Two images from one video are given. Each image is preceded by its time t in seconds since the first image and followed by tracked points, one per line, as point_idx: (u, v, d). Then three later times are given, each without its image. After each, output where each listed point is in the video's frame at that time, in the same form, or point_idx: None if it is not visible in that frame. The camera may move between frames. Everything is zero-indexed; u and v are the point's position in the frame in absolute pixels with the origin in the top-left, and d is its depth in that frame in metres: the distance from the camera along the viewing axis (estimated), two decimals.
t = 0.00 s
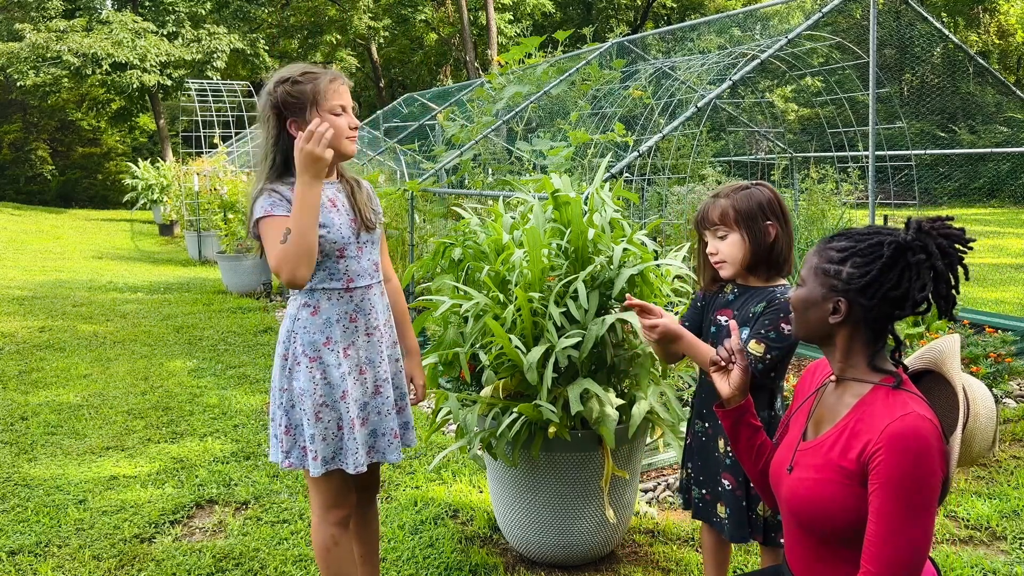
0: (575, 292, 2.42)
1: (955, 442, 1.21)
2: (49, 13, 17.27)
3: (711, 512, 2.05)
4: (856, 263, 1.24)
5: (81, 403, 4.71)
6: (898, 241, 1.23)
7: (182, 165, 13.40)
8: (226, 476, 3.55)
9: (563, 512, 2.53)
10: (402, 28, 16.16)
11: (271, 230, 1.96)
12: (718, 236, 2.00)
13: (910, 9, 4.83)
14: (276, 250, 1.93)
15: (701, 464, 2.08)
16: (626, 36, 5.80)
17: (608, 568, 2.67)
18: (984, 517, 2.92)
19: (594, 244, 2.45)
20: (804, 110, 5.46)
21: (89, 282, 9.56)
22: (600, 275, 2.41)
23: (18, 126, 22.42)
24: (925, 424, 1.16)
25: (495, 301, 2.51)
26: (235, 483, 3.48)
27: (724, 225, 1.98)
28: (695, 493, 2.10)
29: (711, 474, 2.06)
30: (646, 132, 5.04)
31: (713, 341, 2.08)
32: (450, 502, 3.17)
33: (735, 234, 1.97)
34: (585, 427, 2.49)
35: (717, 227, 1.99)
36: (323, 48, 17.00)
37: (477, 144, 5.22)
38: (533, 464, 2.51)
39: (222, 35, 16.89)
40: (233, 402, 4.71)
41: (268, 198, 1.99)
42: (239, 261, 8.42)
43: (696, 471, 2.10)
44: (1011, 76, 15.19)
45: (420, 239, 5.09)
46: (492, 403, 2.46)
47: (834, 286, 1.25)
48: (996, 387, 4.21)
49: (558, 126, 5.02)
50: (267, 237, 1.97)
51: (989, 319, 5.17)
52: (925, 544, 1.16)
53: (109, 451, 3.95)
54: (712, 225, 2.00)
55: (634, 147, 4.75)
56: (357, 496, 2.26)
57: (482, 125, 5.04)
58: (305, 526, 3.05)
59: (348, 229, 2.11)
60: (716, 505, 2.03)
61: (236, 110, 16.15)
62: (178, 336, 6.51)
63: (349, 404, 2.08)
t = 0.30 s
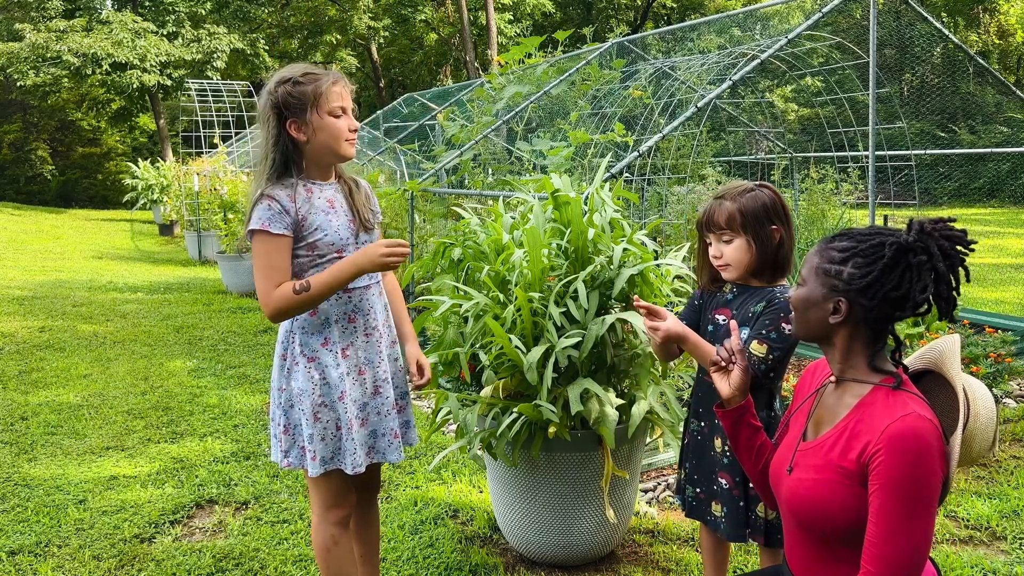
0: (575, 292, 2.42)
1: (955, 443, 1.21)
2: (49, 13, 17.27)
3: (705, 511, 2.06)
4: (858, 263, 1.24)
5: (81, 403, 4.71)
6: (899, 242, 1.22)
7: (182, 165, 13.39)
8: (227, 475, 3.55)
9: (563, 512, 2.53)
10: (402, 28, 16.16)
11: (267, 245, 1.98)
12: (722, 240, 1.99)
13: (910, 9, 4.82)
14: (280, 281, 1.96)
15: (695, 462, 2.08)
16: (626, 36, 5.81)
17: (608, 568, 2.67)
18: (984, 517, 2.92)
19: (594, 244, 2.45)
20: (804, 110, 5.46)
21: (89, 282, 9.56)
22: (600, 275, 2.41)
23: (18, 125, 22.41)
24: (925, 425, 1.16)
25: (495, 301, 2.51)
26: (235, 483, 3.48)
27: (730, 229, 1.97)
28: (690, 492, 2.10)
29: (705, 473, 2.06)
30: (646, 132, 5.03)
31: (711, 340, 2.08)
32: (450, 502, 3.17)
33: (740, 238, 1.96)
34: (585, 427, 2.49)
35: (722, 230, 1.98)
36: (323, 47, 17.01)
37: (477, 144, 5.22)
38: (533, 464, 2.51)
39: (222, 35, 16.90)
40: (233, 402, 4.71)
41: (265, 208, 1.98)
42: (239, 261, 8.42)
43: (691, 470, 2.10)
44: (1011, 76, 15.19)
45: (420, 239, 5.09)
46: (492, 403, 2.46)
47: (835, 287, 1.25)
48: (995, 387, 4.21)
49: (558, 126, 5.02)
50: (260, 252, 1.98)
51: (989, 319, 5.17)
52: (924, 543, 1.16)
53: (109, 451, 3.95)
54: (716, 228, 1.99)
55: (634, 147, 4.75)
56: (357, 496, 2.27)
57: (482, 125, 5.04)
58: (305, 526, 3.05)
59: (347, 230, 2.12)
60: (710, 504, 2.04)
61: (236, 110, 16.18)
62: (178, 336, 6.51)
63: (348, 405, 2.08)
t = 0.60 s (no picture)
0: (575, 292, 2.42)
1: (955, 443, 1.21)
2: (49, 13, 17.27)
3: (703, 511, 2.06)
4: (860, 263, 1.24)
5: (81, 403, 4.71)
6: (902, 242, 1.23)
7: (182, 165, 13.39)
8: (226, 476, 3.55)
9: (564, 512, 2.53)
10: (402, 28, 16.16)
11: (265, 246, 1.98)
12: (725, 240, 1.99)
13: (910, 9, 4.82)
14: (279, 286, 1.98)
15: (694, 463, 2.09)
16: (626, 36, 5.81)
17: (608, 568, 2.67)
18: (984, 517, 2.92)
19: (594, 244, 2.45)
20: (804, 110, 5.46)
21: (89, 282, 9.56)
22: (600, 275, 2.41)
23: (18, 126, 22.40)
24: (926, 425, 1.16)
25: (495, 301, 2.51)
26: (235, 483, 3.48)
27: (733, 229, 1.96)
28: (688, 493, 2.10)
29: (704, 475, 2.06)
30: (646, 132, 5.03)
31: (710, 341, 2.08)
32: (450, 502, 3.17)
33: (743, 238, 1.96)
34: (585, 426, 2.49)
35: (726, 230, 1.98)
36: (323, 48, 17.02)
37: (477, 144, 5.22)
38: (533, 464, 2.51)
39: (222, 35, 16.90)
40: (233, 402, 4.71)
41: (265, 208, 1.98)
42: (239, 261, 8.42)
43: (690, 471, 2.10)
44: (1011, 76, 15.19)
45: (420, 239, 5.09)
46: (492, 403, 2.46)
47: (837, 286, 1.25)
48: (996, 387, 4.21)
49: (558, 126, 5.02)
50: (259, 252, 1.99)
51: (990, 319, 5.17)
52: (925, 543, 1.16)
53: (109, 451, 3.95)
54: (719, 228, 1.98)
55: (634, 147, 4.75)
56: (358, 496, 2.27)
57: (482, 125, 5.04)
58: (305, 526, 3.05)
59: (348, 230, 2.12)
60: (709, 505, 2.04)
61: (236, 110, 16.20)
62: (178, 336, 6.51)
63: (350, 405, 2.07)
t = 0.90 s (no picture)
0: (576, 292, 2.42)
1: (956, 443, 1.21)
2: (49, 14, 17.27)
3: (708, 514, 2.05)
4: (863, 263, 1.24)
5: (81, 403, 4.71)
6: (905, 243, 1.22)
7: (182, 165, 13.39)
8: (226, 476, 3.55)
9: (564, 512, 2.53)
10: (402, 28, 16.16)
11: (263, 246, 1.98)
12: (727, 240, 1.98)
13: (910, 9, 4.82)
14: (277, 286, 1.99)
15: (696, 465, 2.08)
16: (626, 36, 5.81)
17: (608, 568, 2.67)
18: (984, 517, 2.92)
19: (594, 244, 2.45)
20: (804, 110, 5.46)
21: (89, 282, 9.56)
22: (600, 275, 2.41)
23: (18, 126, 22.39)
24: (927, 425, 1.16)
25: (495, 301, 2.51)
26: (235, 483, 3.48)
27: (736, 229, 1.96)
28: (693, 496, 2.09)
29: (707, 476, 2.05)
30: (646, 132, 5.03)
31: (709, 342, 2.08)
32: (450, 502, 3.17)
33: (745, 238, 1.97)
34: (585, 426, 2.50)
35: (728, 230, 1.97)
36: (323, 48, 17.02)
37: (477, 144, 5.21)
38: (533, 464, 2.51)
39: (222, 35, 16.91)
40: (233, 402, 4.71)
41: (264, 209, 1.98)
42: (240, 261, 8.42)
43: (692, 473, 2.09)
44: (1011, 76, 15.18)
45: (420, 239, 5.09)
46: (492, 403, 2.46)
47: (839, 286, 1.25)
48: (996, 388, 4.21)
49: (558, 126, 5.02)
50: (257, 253, 1.99)
51: (989, 319, 5.17)
52: (925, 543, 1.16)
53: (109, 451, 3.95)
54: (721, 229, 1.98)
55: (634, 147, 4.75)
56: (358, 496, 2.27)
57: (482, 125, 5.04)
58: (305, 526, 3.05)
59: (348, 230, 2.12)
60: (714, 507, 2.03)
61: (236, 110, 16.19)
62: (178, 336, 6.51)
63: (350, 405, 2.07)
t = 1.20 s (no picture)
0: (576, 292, 2.42)
1: (956, 444, 1.21)
2: (49, 14, 17.27)
3: (712, 515, 2.05)
4: (864, 263, 1.25)
5: (81, 403, 4.71)
6: (907, 244, 1.22)
7: (182, 165, 13.39)
8: (226, 475, 3.55)
9: (563, 512, 2.53)
10: (402, 27, 16.15)
11: (261, 246, 1.98)
12: (726, 240, 1.99)
13: (910, 9, 4.82)
14: (275, 287, 1.99)
15: (699, 467, 2.08)
16: (626, 36, 5.81)
17: (608, 568, 2.67)
18: (984, 517, 2.92)
19: (594, 244, 2.45)
20: (804, 110, 5.46)
21: (89, 282, 9.56)
22: (600, 275, 2.41)
23: (18, 126, 22.39)
24: (927, 425, 1.16)
25: (495, 301, 2.51)
26: (235, 483, 3.48)
27: (737, 229, 1.97)
28: (695, 498, 2.09)
29: (711, 478, 2.06)
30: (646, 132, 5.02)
31: (710, 343, 2.07)
32: (450, 502, 3.17)
33: (744, 238, 1.97)
34: (585, 426, 2.50)
35: (728, 231, 1.97)
36: (323, 48, 17.03)
37: (477, 144, 5.21)
38: (534, 464, 2.51)
39: (222, 35, 16.92)
40: (233, 402, 4.71)
41: (263, 209, 1.97)
42: (240, 261, 8.42)
43: (695, 474, 2.09)
44: (1011, 76, 15.17)
45: (420, 239, 5.09)
46: (492, 403, 2.46)
47: (841, 286, 1.26)
48: (996, 387, 4.21)
49: (558, 126, 5.02)
50: (254, 252, 1.99)
51: (989, 319, 5.17)
52: (925, 542, 1.16)
53: (109, 451, 3.95)
54: (722, 229, 1.98)
55: (634, 147, 4.75)
56: (357, 496, 2.27)
57: (482, 125, 5.03)
58: (305, 526, 3.05)
59: (347, 230, 2.12)
60: (718, 508, 2.03)
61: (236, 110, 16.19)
62: (178, 336, 6.51)
63: (350, 405, 2.07)
